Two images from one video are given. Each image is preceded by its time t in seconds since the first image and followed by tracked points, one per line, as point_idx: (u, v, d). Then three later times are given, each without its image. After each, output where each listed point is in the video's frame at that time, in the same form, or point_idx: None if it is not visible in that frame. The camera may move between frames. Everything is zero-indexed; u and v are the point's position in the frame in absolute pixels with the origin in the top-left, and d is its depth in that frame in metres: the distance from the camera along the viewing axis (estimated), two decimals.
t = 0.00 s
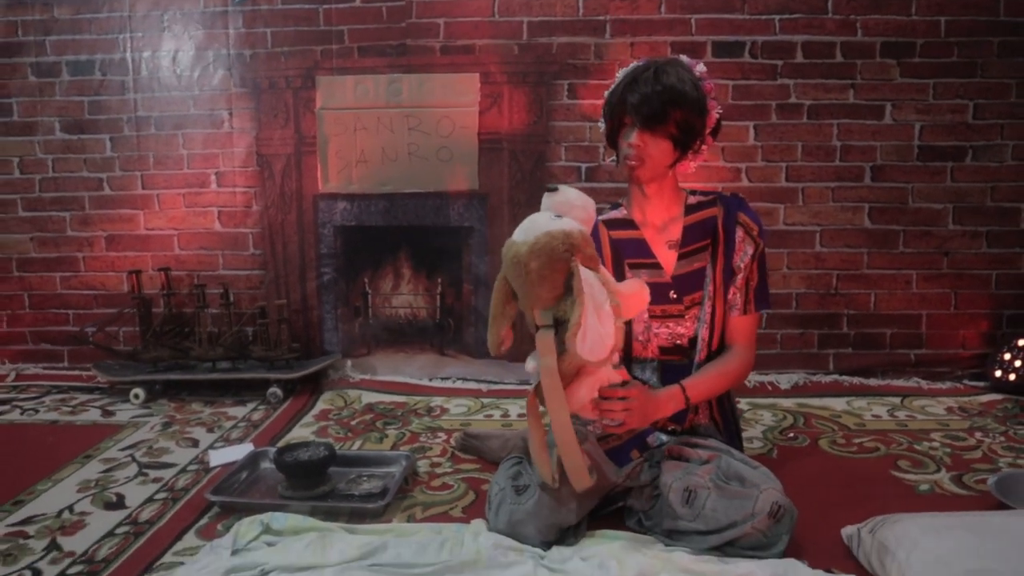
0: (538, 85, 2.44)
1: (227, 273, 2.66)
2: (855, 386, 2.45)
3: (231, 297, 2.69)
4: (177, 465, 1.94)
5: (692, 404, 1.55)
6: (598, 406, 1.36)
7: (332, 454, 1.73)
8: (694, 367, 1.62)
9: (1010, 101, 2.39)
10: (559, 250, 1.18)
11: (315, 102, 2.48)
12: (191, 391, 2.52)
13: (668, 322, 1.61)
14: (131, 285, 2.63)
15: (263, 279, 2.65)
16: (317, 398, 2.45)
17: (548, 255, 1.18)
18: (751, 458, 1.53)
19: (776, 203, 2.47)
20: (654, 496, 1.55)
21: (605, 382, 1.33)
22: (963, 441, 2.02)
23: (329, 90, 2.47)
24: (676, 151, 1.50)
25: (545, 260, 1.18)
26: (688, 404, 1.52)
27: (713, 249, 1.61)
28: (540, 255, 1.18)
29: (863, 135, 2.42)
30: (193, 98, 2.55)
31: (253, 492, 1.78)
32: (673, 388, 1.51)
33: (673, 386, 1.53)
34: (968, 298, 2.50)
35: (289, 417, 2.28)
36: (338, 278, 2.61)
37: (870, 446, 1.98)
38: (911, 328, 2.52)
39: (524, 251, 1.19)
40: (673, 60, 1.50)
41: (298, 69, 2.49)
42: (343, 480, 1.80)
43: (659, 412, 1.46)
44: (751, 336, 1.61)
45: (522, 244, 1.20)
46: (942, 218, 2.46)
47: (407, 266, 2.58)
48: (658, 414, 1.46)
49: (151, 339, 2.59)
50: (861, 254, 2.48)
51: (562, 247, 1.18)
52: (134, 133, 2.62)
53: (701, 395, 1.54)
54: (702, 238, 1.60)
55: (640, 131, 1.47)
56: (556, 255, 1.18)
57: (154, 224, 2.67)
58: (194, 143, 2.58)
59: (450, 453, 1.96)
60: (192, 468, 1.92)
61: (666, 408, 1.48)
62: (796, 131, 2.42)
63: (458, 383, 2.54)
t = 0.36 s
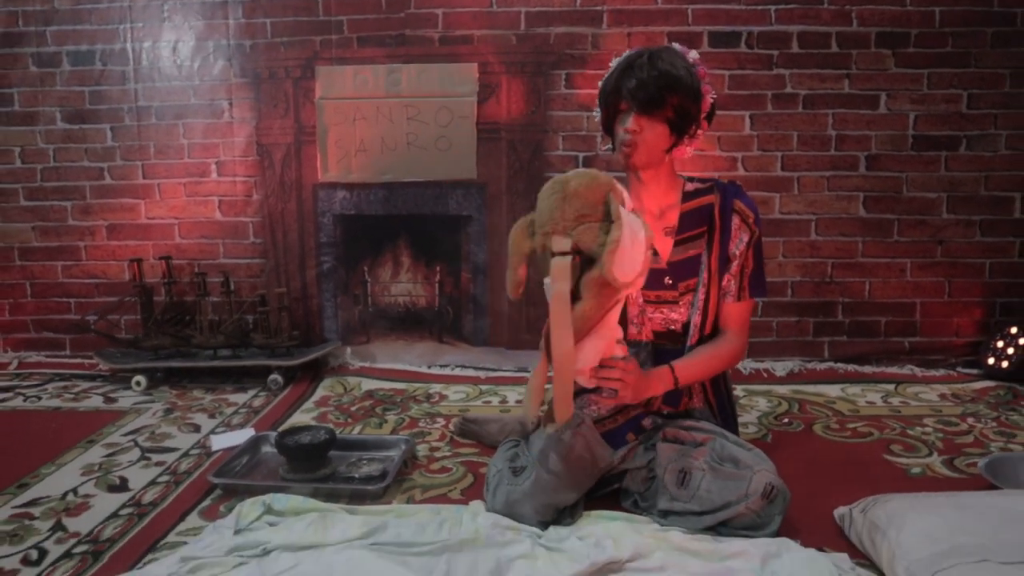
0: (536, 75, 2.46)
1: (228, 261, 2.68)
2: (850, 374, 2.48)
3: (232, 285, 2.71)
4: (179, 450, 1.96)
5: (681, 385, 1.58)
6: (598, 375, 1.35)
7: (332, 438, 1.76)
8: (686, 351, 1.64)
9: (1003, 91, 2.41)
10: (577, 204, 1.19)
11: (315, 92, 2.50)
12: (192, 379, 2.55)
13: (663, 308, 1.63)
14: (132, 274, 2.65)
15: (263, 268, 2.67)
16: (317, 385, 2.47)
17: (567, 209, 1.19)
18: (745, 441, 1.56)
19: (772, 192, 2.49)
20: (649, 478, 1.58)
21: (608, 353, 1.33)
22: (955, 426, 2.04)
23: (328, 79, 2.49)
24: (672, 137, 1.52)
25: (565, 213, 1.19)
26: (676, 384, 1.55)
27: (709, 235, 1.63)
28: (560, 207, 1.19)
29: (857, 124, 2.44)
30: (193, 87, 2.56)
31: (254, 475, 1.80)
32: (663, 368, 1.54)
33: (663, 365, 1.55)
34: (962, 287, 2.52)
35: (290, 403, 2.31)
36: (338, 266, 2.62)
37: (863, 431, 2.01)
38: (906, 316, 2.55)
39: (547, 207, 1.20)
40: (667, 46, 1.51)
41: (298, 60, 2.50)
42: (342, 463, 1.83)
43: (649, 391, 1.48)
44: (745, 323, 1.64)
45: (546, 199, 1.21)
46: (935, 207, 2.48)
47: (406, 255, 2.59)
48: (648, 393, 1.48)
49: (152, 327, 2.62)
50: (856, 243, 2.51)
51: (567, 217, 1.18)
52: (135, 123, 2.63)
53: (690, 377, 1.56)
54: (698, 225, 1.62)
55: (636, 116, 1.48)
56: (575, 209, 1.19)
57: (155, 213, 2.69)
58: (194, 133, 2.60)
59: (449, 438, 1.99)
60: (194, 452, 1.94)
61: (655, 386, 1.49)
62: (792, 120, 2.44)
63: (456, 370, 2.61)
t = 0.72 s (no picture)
0: (534, 55, 2.46)
1: (227, 241, 2.69)
2: (845, 353, 2.49)
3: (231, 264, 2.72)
4: (178, 426, 1.98)
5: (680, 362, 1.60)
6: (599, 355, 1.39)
7: (330, 413, 1.78)
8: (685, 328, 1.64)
9: (1000, 72, 2.40)
10: (614, 179, 1.12)
11: (313, 71, 2.49)
12: (192, 358, 2.56)
13: (661, 286, 1.63)
14: (132, 253, 2.66)
15: (262, 247, 2.68)
16: (315, 364, 2.49)
17: (603, 184, 1.11)
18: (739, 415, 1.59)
19: (769, 172, 2.49)
20: (644, 452, 1.59)
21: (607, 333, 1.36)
22: (948, 405, 2.06)
23: (326, 58, 2.48)
24: (674, 114, 1.53)
25: (600, 188, 1.11)
26: (675, 362, 1.58)
27: (708, 213, 1.63)
28: (595, 181, 1.11)
29: (855, 105, 2.44)
30: (191, 66, 2.55)
31: (253, 450, 1.82)
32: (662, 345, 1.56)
33: (660, 342, 1.58)
34: (957, 268, 2.53)
35: (289, 381, 2.33)
36: (336, 245, 2.63)
37: (857, 409, 2.03)
38: (901, 296, 2.56)
39: (579, 180, 1.11)
40: (670, 25, 1.51)
41: (296, 39, 2.49)
42: (341, 439, 1.85)
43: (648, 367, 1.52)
44: (741, 299, 1.66)
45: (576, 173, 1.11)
46: (932, 188, 2.48)
47: (404, 234, 2.60)
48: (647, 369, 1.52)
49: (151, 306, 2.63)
50: (853, 224, 2.51)
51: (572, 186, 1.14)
52: (134, 102, 2.62)
53: (690, 353, 1.58)
54: (697, 203, 1.62)
55: (640, 92, 1.48)
56: (611, 185, 1.12)
57: (153, 192, 2.69)
58: (192, 112, 2.60)
59: (446, 415, 2.01)
60: (193, 428, 1.96)
61: (655, 363, 1.53)
62: (789, 101, 2.44)
63: (454, 350, 2.62)
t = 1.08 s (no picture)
0: (531, 47, 2.48)
1: (225, 232, 2.71)
2: (838, 343, 2.52)
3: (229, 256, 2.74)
4: (177, 414, 2.00)
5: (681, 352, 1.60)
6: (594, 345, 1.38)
7: (327, 400, 1.79)
8: (683, 315, 1.66)
9: (993, 64, 2.42)
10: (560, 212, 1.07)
11: (311, 64, 2.50)
12: (191, 348, 2.58)
13: (657, 274, 1.65)
14: (131, 244, 2.68)
15: (260, 238, 2.70)
16: (313, 353, 2.51)
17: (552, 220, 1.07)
18: (731, 402, 1.60)
19: (763, 164, 2.51)
20: (637, 438, 1.61)
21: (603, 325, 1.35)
22: (940, 393, 2.08)
23: (324, 51, 2.49)
24: (676, 108, 1.54)
25: (551, 226, 1.07)
26: (676, 352, 1.57)
27: (704, 204, 1.65)
28: (544, 220, 1.07)
29: (849, 97, 2.45)
30: (189, 59, 2.57)
31: (252, 436, 1.85)
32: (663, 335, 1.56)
33: (662, 334, 1.58)
34: (950, 259, 2.55)
35: (287, 370, 2.35)
36: (334, 237, 2.65)
37: (849, 397, 2.05)
38: (894, 287, 2.58)
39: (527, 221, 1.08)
40: (674, 19, 1.52)
41: (294, 31, 2.50)
42: (338, 425, 1.87)
43: (650, 356, 1.51)
44: (738, 290, 1.67)
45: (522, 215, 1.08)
46: (925, 179, 2.50)
47: (401, 226, 2.62)
48: (649, 359, 1.51)
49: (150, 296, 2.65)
50: (846, 215, 2.53)
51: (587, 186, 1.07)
52: (133, 94, 2.64)
53: (691, 343, 1.58)
54: (692, 194, 1.64)
55: (643, 85, 1.50)
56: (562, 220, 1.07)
57: (152, 184, 2.71)
58: (191, 104, 2.61)
59: (443, 403, 2.03)
60: (192, 416, 1.98)
61: (656, 352, 1.52)
62: (783, 93, 2.46)
63: (451, 340, 2.64)
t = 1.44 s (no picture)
0: (526, 31, 2.47)
1: (222, 216, 2.72)
2: (832, 326, 2.53)
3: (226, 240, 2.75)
4: (175, 395, 2.02)
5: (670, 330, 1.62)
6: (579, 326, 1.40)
7: (323, 380, 1.81)
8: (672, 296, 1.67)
9: (987, 48, 2.42)
10: (561, 173, 1.19)
11: (307, 48, 2.50)
12: (188, 331, 2.59)
13: (650, 253, 1.67)
14: (128, 228, 2.68)
15: (257, 222, 2.71)
16: (310, 336, 2.53)
17: (549, 176, 1.19)
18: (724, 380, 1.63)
19: (758, 147, 2.51)
20: (630, 417, 1.63)
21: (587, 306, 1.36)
22: (931, 374, 2.10)
23: (320, 35, 2.49)
24: (671, 87, 1.55)
25: (546, 182, 1.19)
26: (665, 328, 1.59)
27: (696, 184, 1.66)
28: (542, 174, 1.19)
29: (843, 81, 2.46)
30: (185, 42, 2.56)
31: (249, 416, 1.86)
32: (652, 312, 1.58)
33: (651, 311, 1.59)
34: (943, 242, 2.57)
35: (284, 352, 2.36)
36: (330, 221, 2.65)
37: (841, 378, 2.07)
38: (888, 270, 2.60)
39: (531, 168, 1.21)
40: None
41: (290, 15, 2.49)
42: (334, 405, 1.89)
43: (638, 335, 1.52)
44: (730, 270, 1.67)
45: (531, 160, 1.21)
46: (919, 163, 2.51)
47: (397, 209, 2.62)
48: (638, 337, 1.52)
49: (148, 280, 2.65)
50: (840, 199, 2.54)
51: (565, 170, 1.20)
52: (129, 78, 2.63)
53: (679, 321, 1.60)
54: (685, 174, 1.65)
55: (638, 65, 1.50)
56: (557, 179, 1.19)
57: (149, 168, 2.71)
58: (187, 88, 2.61)
59: (438, 384, 2.05)
60: (190, 397, 2.00)
61: (644, 330, 1.53)
62: (778, 76, 2.46)
63: (446, 323, 2.64)
